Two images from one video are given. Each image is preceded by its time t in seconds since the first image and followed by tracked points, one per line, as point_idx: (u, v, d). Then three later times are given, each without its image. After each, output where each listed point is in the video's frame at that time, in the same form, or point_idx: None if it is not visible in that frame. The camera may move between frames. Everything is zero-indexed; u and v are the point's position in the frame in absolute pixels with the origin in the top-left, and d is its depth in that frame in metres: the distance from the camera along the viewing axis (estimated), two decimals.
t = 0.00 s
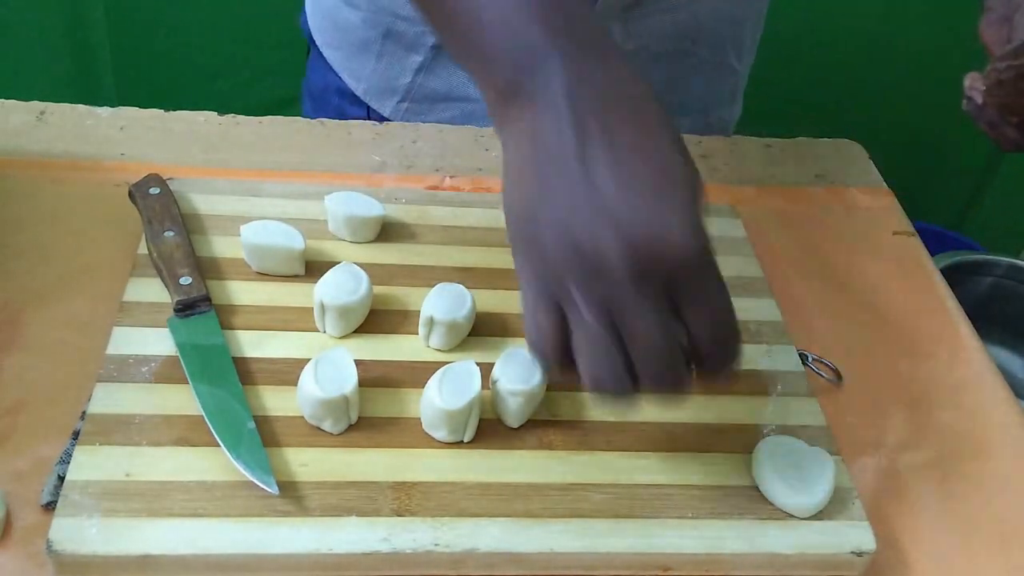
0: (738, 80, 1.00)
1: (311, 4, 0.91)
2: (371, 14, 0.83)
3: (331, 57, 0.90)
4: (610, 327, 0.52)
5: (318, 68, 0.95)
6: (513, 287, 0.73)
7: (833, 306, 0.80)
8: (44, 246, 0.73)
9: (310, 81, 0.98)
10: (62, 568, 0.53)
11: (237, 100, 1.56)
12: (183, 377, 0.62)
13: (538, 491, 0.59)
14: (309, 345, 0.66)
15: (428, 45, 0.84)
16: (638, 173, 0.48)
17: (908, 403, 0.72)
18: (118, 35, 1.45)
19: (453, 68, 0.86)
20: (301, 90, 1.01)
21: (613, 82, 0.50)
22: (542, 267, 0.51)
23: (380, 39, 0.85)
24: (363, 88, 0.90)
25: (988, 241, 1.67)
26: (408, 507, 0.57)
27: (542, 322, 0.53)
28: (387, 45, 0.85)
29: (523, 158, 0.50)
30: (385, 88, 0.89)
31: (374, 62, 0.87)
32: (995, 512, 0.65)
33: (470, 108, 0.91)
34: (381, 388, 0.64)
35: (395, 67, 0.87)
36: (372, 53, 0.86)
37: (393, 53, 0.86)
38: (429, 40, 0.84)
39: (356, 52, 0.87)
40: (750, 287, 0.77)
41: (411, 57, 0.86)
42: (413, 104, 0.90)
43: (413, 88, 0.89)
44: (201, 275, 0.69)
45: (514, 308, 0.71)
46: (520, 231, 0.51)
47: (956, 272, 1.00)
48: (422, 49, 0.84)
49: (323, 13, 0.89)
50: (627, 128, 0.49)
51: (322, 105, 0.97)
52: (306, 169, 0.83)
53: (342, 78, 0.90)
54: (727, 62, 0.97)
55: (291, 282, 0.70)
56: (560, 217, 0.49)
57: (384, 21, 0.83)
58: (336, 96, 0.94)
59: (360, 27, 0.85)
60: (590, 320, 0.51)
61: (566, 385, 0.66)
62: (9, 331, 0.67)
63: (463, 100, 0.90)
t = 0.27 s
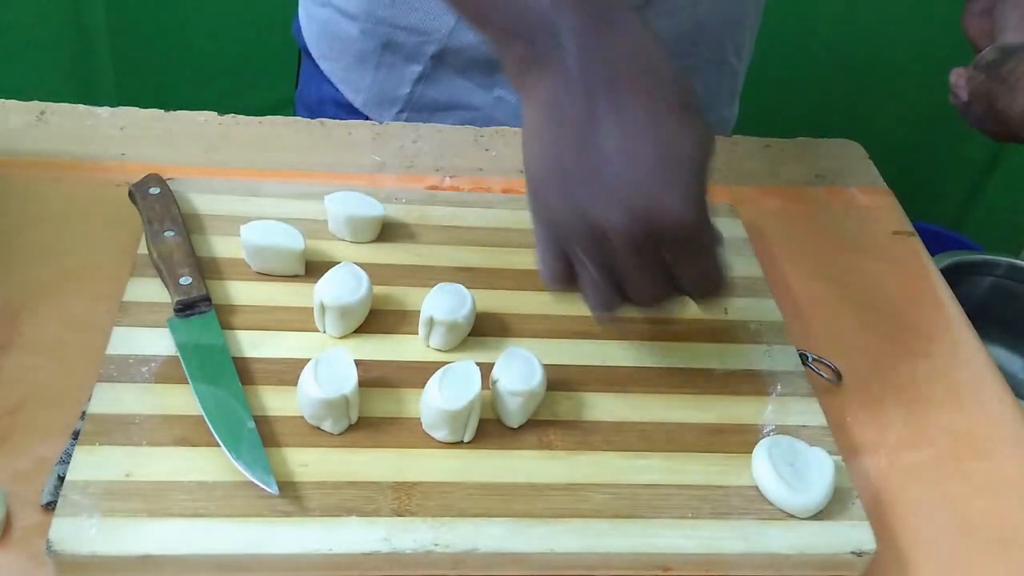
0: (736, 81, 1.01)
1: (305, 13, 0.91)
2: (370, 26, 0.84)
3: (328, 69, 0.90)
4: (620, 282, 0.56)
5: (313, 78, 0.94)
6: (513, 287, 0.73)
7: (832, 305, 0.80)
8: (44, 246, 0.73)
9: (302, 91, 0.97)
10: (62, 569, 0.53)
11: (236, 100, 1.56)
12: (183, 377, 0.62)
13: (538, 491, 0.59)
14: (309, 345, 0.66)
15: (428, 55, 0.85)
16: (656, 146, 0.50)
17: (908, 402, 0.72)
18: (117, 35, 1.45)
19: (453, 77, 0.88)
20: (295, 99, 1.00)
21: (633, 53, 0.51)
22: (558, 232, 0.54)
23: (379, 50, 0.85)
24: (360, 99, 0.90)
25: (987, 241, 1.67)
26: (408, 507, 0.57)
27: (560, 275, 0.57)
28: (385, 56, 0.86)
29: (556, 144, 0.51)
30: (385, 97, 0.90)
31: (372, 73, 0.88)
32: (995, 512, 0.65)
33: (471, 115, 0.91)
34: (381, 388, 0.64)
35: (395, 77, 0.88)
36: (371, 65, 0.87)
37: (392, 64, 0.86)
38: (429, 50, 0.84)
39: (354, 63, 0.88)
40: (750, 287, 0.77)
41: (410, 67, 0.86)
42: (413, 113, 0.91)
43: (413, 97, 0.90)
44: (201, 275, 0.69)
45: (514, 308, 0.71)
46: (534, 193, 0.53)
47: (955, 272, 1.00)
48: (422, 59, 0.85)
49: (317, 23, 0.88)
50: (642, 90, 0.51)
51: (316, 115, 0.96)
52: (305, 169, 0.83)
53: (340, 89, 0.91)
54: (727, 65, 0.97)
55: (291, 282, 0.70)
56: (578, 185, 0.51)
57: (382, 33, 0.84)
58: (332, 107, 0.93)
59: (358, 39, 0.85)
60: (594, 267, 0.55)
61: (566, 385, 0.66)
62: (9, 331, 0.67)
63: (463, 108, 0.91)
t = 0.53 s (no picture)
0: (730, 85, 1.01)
1: (298, 9, 0.92)
2: (357, 21, 0.85)
3: (319, 64, 0.92)
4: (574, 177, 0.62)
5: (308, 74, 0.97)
6: (513, 287, 0.73)
7: (832, 305, 0.80)
8: (43, 246, 0.73)
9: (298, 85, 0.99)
10: (62, 569, 0.53)
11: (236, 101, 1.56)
12: (183, 377, 0.62)
13: (538, 491, 0.59)
14: (309, 345, 0.66)
15: (416, 51, 0.86)
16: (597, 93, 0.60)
17: (907, 402, 0.72)
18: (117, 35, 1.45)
19: (439, 75, 0.89)
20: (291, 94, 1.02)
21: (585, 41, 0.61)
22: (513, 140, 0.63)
23: (366, 46, 0.87)
24: (347, 94, 0.92)
25: (987, 241, 1.67)
26: (408, 507, 0.57)
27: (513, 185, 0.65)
28: (373, 52, 0.87)
29: (509, 92, 0.62)
30: (372, 93, 0.91)
31: (359, 68, 0.89)
32: (995, 511, 0.65)
33: (458, 115, 0.92)
34: (381, 388, 0.64)
35: (382, 74, 0.89)
36: (358, 61, 0.88)
37: (378, 61, 0.88)
38: (415, 47, 0.86)
39: (342, 59, 0.89)
40: (750, 287, 0.77)
41: (397, 63, 0.88)
42: (399, 110, 0.92)
43: (399, 94, 0.91)
44: (201, 275, 0.69)
45: (514, 308, 0.71)
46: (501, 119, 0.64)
47: (955, 273, 0.99)
48: (409, 56, 0.87)
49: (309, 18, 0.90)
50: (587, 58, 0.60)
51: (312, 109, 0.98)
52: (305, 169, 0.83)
53: (329, 84, 0.92)
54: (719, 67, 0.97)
55: (291, 282, 0.70)
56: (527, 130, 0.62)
57: (370, 29, 0.85)
58: (324, 102, 0.95)
59: (345, 35, 0.87)
60: (546, 163, 0.62)
61: (566, 385, 0.66)
62: (9, 331, 0.67)
63: (449, 108, 0.91)
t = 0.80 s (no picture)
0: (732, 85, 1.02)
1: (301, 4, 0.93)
2: (358, 13, 0.86)
3: (320, 58, 0.92)
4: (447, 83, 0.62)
5: (312, 69, 0.98)
6: (513, 287, 0.73)
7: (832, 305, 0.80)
8: (43, 246, 0.73)
9: (303, 82, 1.00)
10: (62, 569, 0.53)
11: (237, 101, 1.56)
12: (183, 377, 0.62)
13: (538, 491, 0.59)
14: (309, 345, 0.66)
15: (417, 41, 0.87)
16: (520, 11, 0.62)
17: (907, 402, 0.72)
18: (117, 35, 1.45)
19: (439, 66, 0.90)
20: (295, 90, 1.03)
21: None
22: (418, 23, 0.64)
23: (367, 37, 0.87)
24: (348, 89, 0.92)
25: (988, 241, 1.67)
26: (408, 507, 0.57)
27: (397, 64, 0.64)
28: (372, 45, 0.88)
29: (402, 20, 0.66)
30: (372, 87, 0.92)
31: (359, 63, 0.90)
32: (995, 511, 0.64)
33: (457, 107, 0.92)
34: (381, 388, 0.64)
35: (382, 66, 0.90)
36: (359, 54, 0.89)
37: (379, 53, 0.89)
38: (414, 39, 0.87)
39: (342, 53, 0.90)
40: (749, 286, 0.77)
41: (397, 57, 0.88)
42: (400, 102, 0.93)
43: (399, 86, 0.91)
44: (201, 275, 0.69)
45: (514, 308, 0.71)
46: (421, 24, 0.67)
47: (955, 273, 0.99)
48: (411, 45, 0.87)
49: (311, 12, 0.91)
50: None
51: (315, 104, 0.99)
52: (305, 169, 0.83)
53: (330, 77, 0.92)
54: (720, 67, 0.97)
55: (291, 282, 0.70)
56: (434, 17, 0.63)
57: (371, 21, 0.86)
58: (326, 95, 0.96)
59: (347, 28, 0.87)
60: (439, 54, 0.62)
61: (566, 385, 0.66)
62: (8, 331, 0.67)
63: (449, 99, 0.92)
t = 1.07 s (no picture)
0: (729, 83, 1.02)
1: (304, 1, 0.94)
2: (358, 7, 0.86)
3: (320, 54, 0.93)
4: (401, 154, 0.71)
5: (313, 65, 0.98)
6: (513, 287, 0.73)
7: (831, 305, 0.80)
8: (43, 246, 0.73)
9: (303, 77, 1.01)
10: (62, 569, 0.53)
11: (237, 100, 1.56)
12: (183, 377, 0.62)
13: (539, 492, 0.59)
14: (309, 345, 0.66)
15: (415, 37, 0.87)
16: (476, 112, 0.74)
17: (906, 401, 0.72)
18: (117, 35, 1.45)
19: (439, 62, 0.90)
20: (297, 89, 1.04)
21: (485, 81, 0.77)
22: (383, 87, 0.75)
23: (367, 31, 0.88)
24: (343, 83, 0.92)
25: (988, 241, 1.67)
26: (408, 507, 0.57)
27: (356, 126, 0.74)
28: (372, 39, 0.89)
29: (366, 83, 0.76)
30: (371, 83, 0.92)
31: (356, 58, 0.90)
32: (994, 511, 0.65)
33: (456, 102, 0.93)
34: (381, 388, 0.64)
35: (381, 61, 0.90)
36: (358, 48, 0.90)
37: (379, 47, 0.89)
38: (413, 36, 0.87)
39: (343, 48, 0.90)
40: (749, 287, 0.77)
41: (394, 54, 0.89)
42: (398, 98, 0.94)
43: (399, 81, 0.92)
44: (201, 275, 0.69)
45: (514, 308, 0.71)
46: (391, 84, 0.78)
47: (955, 274, 0.99)
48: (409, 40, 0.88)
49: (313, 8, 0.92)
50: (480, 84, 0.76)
51: (316, 101, 0.99)
52: (305, 168, 0.83)
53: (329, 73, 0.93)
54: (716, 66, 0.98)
55: (291, 281, 0.70)
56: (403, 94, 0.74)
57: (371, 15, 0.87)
58: (326, 91, 0.96)
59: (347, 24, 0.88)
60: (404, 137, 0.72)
61: (566, 385, 0.66)
62: (8, 331, 0.67)
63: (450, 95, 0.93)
